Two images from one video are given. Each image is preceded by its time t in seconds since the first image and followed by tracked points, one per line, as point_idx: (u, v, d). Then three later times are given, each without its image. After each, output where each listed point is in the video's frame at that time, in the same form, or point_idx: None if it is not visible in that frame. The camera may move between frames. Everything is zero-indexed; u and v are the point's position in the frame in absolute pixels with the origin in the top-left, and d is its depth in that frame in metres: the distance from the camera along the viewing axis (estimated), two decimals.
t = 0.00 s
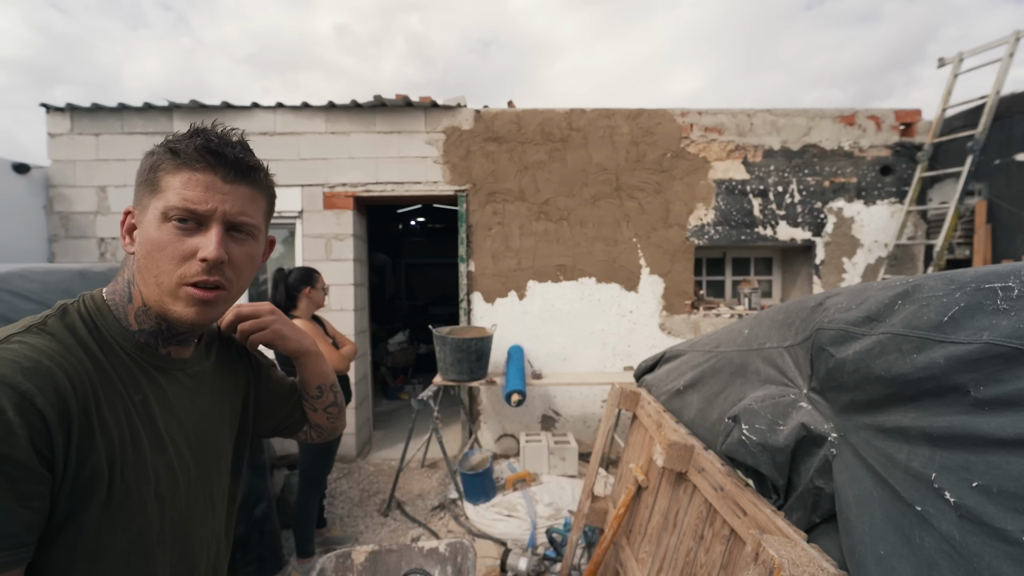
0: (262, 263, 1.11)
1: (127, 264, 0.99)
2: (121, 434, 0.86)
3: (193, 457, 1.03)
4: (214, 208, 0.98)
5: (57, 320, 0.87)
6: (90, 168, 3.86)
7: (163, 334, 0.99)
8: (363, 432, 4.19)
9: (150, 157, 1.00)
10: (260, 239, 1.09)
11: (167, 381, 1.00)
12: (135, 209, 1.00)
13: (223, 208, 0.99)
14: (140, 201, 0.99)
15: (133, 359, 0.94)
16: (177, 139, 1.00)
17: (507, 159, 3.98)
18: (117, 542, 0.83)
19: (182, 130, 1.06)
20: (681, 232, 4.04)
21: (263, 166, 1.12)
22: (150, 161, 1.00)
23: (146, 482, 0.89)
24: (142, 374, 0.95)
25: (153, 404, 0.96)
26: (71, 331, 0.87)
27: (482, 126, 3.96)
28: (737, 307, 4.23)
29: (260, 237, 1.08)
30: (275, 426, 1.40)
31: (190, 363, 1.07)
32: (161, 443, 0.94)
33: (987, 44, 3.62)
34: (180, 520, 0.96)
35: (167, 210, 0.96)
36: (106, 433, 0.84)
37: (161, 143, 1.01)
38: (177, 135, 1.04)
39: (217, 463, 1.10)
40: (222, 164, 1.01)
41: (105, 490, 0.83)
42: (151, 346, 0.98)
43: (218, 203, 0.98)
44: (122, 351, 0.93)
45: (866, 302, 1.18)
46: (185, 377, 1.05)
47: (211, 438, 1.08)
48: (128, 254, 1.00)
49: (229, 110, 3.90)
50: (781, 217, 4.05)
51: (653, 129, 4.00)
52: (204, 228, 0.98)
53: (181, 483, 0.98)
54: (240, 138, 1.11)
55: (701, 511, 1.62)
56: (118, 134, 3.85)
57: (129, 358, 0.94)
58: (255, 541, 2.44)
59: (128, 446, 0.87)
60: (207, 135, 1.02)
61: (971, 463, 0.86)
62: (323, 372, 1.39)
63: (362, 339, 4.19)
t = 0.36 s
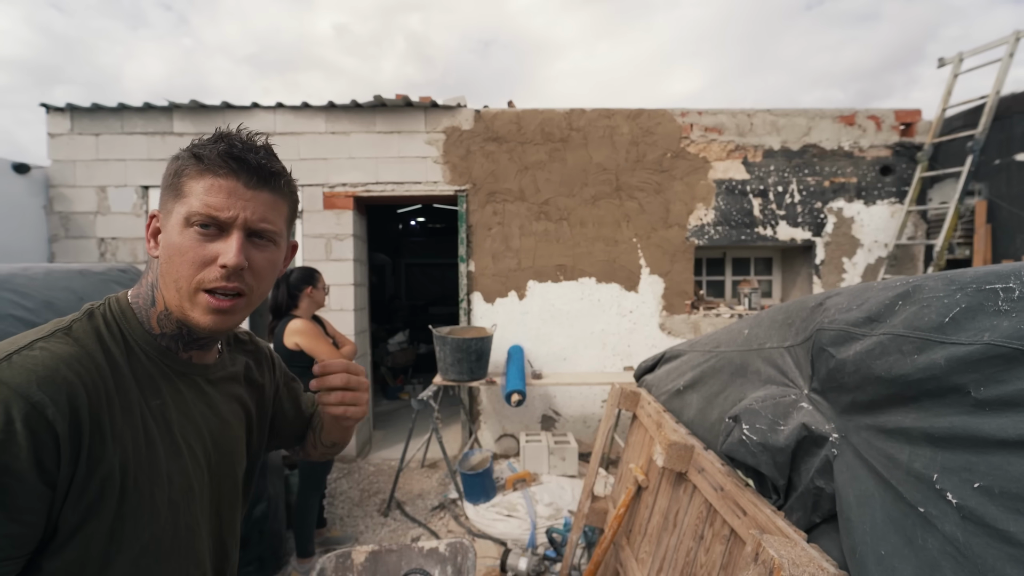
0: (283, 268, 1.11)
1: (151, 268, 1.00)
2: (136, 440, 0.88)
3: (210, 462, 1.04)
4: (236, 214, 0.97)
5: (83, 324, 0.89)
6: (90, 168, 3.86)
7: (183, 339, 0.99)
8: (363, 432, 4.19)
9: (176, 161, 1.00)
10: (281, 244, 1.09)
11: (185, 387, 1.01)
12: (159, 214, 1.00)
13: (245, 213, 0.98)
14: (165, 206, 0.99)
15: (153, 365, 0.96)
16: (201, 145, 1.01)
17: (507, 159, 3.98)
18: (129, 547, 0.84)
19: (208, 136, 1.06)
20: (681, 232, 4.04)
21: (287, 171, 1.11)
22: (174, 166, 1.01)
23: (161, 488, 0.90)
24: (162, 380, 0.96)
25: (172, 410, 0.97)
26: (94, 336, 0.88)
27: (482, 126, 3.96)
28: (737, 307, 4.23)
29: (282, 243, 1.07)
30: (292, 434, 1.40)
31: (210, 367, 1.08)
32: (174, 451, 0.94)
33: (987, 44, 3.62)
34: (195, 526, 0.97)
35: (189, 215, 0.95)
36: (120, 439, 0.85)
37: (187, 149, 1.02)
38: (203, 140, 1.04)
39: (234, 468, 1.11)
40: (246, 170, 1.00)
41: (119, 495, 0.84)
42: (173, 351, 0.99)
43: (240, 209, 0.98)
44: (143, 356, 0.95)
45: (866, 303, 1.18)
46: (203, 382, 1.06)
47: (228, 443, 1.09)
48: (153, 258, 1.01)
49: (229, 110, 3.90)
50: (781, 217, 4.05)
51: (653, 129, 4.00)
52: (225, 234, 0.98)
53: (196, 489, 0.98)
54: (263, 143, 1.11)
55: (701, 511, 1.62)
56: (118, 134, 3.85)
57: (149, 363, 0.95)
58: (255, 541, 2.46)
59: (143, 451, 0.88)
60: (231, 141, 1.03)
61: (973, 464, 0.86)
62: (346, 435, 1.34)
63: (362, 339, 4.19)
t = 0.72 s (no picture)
0: (291, 265, 1.11)
1: (160, 269, 1.00)
2: (146, 438, 0.88)
3: (215, 461, 1.04)
4: (244, 208, 0.98)
5: (93, 324, 0.89)
6: (90, 168, 3.86)
7: (192, 338, 0.99)
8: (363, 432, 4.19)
9: (183, 161, 1.01)
10: (289, 241, 1.09)
11: (193, 387, 1.01)
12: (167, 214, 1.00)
13: (253, 208, 0.98)
14: (173, 205, 0.99)
15: (163, 364, 0.96)
16: (208, 144, 1.01)
17: (507, 159, 3.98)
18: (137, 545, 0.84)
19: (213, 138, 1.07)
20: (681, 232, 4.04)
21: (291, 168, 1.12)
22: (181, 166, 1.01)
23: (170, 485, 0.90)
24: (170, 379, 0.96)
25: (179, 409, 0.97)
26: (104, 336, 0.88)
27: (482, 126, 3.96)
28: (737, 307, 4.23)
29: (288, 240, 1.07)
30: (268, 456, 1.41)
31: (217, 369, 1.08)
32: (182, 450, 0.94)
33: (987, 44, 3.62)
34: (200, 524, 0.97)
35: (198, 211, 0.96)
36: (132, 437, 0.85)
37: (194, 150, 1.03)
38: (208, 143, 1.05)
39: (237, 467, 1.12)
40: (251, 166, 1.01)
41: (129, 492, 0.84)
42: (182, 351, 1.00)
43: (248, 204, 0.98)
44: (152, 356, 0.95)
45: (867, 304, 1.18)
46: (210, 382, 1.06)
47: (232, 443, 1.10)
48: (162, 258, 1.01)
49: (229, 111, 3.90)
50: (781, 217, 4.05)
51: (653, 129, 4.00)
52: (233, 229, 0.98)
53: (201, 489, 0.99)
54: (268, 142, 1.12)
55: (701, 511, 1.62)
56: (118, 134, 3.85)
57: (158, 362, 0.95)
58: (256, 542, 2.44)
59: (152, 450, 0.88)
60: (236, 139, 1.03)
61: (982, 467, 0.86)
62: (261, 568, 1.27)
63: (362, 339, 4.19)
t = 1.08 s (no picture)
0: (279, 261, 1.11)
1: (147, 264, 0.99)
2: (141, 432, 0.88)
3: (207, 455, 1.05)
4: (237, 202, 0.98)
5: (78, 323, 0.88)
6: (90, 168, 3.86)
7: (180, 333, 0.99)
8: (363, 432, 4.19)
9: (173, 158, 1.01)
10: (278, 236, 1.09)
11: (182, 382, 1.02)
12: (155, 209, 1.00)
13: (244, 202, 0.99)
14: (162, 200, 0.99)
15: (152, 361, 0.96)
16: (199, 141, 1.01)
17: (507, 159, 3.98)
18: (141, 536, 0.86)
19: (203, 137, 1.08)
20: (681, 232, 4.04)
21: (281, 166, 1.13)
22: (172, 163, 1.01)
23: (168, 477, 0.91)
24: (160, 375, 0.97)
25: (170, 404, 0.97)
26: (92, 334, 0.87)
27: (482, 126, 3.96)
28: (737, 307, 4.23)
29: (277, 235, 1.08)
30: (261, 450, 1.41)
31: (204, 364, 1.08)
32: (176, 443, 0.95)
33: (987, 44, 3.62)
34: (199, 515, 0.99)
35: (189, 205, 0.96)
36: (129, 431, 0.86)
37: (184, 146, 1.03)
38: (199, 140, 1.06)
39: (230, 461, 1.13)
40: (243, 162, 1.01)
41: (128, 485, 0.85)
42: (168, 346, 0.99)
43: (239, 198, 0.99)
44: (141, 352, 0.94)
45: (868, 305, 1.18)
46: (198, 378, 1.06)
47: (223, 437, 1.11)
48: (149, 253, 1.00)
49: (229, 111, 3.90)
50: (781, 217, 4.05)
51: (653, 129, 4.00)
52: (224, 223, 0.98)
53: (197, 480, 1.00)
54: (258, 142, 1.12)
55: (701, 511, 1.62)
56: (118, 134, 3.85)
57: (147, 359, 0.95)
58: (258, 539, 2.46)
59: (148, 443, 0.89)
60: (228, 137, 1.04)
61: (980, 467, 0.86)
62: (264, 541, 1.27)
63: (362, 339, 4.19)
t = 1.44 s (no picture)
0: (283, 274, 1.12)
1: (153, 269, 0.97)
2: (149, 436, 0.90)
3: (204, 456, 1.06)
4: (262, 224, 0.98)
5: (83, 328, 0.87)
6: (90, 168, 3.86)
7: (182, 339, 0.99)
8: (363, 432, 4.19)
9: (194, 168, 0.97)
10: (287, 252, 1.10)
11: (182, 385, 1.02)
12: (168, 217, 0.96)
13: (269, 226, 0.99)
14: (179, 210, 0.96)
15: (154, 364, 0.96)
16: (225, 157, 0.99)
17: (507, 159, 3.98)
18: (146, 535, 0.88)
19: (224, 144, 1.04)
20: (681, 232, 4.04)
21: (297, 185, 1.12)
22: (191, 173, 0.97)
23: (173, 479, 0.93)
24: (162, 378, 0.97)
25: (175, 408, 0.98)
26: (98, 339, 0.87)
27: (482, 126, 3.95)
28: (737, 307, 4.23)
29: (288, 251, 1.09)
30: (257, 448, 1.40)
31: (203, 366, 1.08)
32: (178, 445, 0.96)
33: (987, 44, 3.62)
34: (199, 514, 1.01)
35: (212, 223, 0.94)
36: (139, 434, 0.87)
37: (207, 158, 0.99)
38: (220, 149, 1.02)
39: (226, 461, 1.14)
40: (269, 183, 1.01)
41: (137, 488, 0.86)
42: (170, 351, 0.99)
43: (265, 222, 0.99)
44: (143, 355, 0.95)
45: (868, 305, 1.18)
46: (198, 381, 1.07)
47: (219, 437, 1.11)
48: (158, 260, 0.98)
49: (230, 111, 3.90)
50: (781, 217, 4.05)
51: (653, 129, 4.00)
52: (247, 243, 0.98)
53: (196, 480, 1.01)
54: (273, 155, 1.10)
55: (701, 511, 1.62)
56: (118, 134, 3.85)
57: (150, 362, 0.95)
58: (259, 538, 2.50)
59: (154, 445, 0.90)
60: (255, 156, 1.02)
61: (980, 467, 0.86)
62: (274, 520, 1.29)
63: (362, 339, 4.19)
